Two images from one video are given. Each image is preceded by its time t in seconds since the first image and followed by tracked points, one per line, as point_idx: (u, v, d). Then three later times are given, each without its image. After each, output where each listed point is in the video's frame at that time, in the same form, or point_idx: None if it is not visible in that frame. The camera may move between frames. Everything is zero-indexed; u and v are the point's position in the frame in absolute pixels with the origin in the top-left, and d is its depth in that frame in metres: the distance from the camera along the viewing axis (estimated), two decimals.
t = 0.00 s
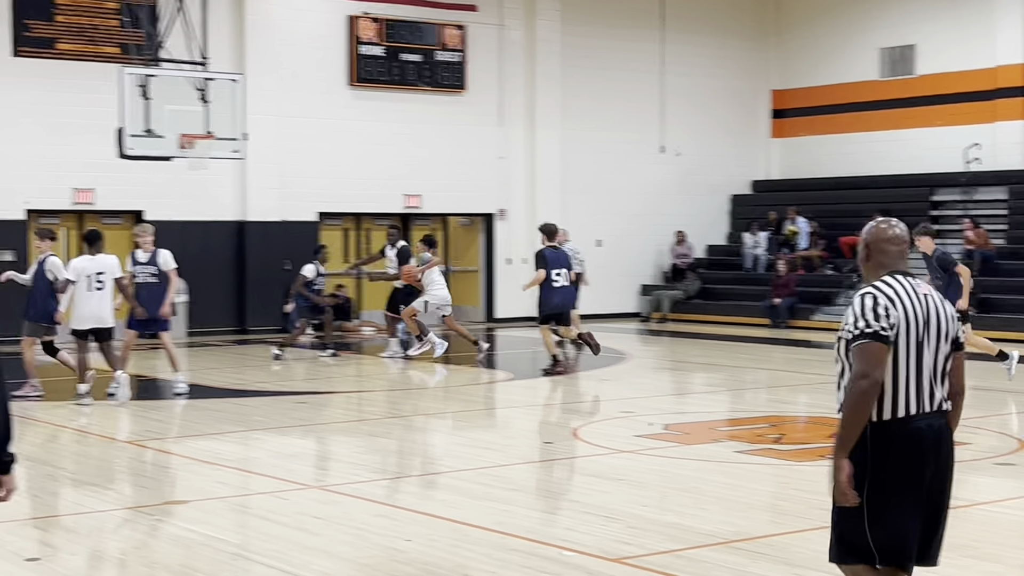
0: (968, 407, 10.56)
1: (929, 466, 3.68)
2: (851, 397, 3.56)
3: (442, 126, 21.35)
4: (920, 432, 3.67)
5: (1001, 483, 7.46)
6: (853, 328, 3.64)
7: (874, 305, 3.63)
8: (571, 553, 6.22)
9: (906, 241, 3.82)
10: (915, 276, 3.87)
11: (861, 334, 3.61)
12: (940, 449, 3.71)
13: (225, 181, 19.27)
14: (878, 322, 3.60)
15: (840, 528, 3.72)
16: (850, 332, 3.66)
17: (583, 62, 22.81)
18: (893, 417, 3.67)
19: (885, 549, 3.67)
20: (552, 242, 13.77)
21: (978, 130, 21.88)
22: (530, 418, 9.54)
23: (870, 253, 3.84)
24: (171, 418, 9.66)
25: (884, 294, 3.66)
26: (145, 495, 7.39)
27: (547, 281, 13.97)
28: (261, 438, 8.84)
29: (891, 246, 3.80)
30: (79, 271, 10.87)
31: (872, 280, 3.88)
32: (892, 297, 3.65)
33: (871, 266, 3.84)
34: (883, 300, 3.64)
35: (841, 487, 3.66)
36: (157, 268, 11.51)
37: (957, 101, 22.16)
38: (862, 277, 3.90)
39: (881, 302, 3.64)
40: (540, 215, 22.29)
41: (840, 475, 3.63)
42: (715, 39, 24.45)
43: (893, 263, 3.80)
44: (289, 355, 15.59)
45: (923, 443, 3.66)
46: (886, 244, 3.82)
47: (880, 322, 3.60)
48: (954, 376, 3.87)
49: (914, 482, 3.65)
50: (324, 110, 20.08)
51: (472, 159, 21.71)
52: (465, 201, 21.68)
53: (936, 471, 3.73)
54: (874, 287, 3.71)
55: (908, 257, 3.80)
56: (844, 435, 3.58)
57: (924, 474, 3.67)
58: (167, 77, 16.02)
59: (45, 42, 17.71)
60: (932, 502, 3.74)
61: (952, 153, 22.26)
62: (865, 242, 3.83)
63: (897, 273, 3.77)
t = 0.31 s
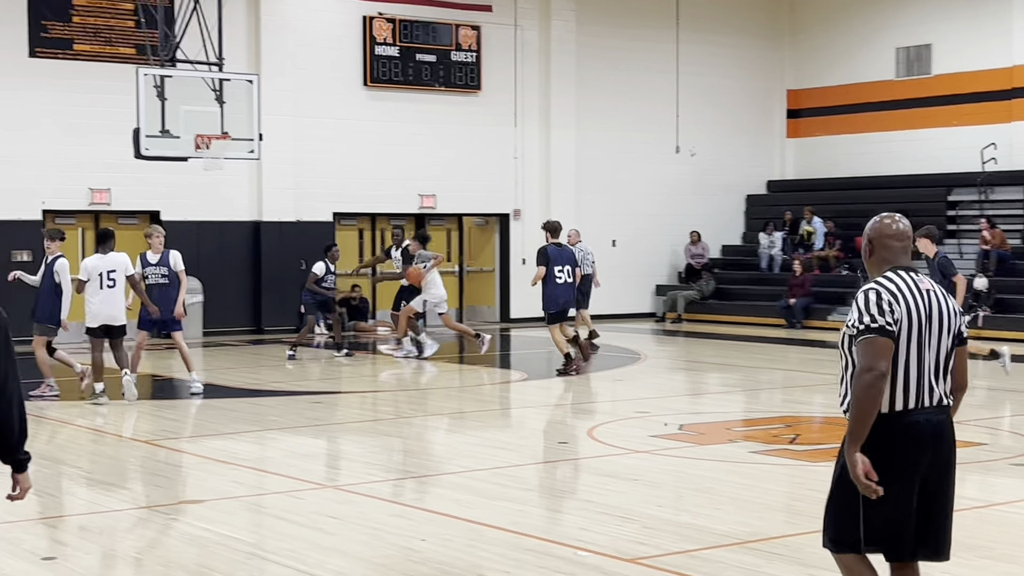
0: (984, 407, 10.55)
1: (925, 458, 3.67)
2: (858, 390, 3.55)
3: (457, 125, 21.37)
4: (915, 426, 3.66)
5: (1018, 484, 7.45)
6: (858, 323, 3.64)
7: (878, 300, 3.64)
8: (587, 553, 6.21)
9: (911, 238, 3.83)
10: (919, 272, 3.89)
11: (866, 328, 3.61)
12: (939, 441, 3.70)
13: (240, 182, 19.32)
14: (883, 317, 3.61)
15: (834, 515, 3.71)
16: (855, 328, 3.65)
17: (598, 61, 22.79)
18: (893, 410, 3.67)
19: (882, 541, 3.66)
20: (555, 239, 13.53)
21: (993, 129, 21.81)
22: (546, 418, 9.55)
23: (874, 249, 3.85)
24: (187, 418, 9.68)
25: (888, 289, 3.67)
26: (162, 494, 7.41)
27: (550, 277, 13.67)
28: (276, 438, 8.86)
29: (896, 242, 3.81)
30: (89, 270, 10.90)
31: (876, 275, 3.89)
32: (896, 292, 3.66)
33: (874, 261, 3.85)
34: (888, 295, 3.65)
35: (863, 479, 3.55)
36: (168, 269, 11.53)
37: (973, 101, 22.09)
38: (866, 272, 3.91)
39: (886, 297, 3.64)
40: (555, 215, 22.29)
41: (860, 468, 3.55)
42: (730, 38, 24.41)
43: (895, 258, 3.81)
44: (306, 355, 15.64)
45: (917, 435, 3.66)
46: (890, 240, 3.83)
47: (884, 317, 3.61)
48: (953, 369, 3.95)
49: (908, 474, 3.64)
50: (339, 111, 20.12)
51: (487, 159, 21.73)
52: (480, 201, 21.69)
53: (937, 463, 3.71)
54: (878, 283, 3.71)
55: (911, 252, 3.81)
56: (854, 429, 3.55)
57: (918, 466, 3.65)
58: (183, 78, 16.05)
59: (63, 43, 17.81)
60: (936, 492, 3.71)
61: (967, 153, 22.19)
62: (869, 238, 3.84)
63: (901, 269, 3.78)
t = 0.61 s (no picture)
0: (1003, 408, 10.53)
1: (922, 454, 3.72)
2: (862, 387, 3.61)
3: (474, 125, 21.38)
4: (909, 422, 3.71)
5: None
6: (858, 320, 3.71)
7: (878, 297, 3.71)
8: (603, 553, 6.21)
9: (909, 234, 3.89)
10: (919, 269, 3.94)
11: (866, 325, 3.68)
12: (935, 437, 3.74)
13: (257, 182, 19.35)
14: (883, 313, 3.68)
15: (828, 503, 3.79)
16: (855, 324, 3.72)
17: (614, 61, 22.76)
18: (889, 404, 3.73)
19: (874, 528, 3.77)
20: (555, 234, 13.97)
21: (1012, 129, 21.70)
22: (562, 418, 9.56)
23: (873, 246, 3.92)
24: (203, 418, 9.71)
25: (886, 286, 3.73)
26: (178, 494, 7.43)
27: (548, 271, 14.17)
28: (293, 437, 8.88)
29: (894, 239, 3.88)
30: (100, 269, 10.91)
31: (876, 273, 3.96)
32: (896, 289, 3.73)
33: (874, 259, 3.91)
34: (887, 291, 3.72)
35: (866, 473, 3.63)
36: (179, 268, 11.56)
37: (992, 101, 21.99)
38: (866, 271, 3.98)
39: (885, 293, 3.71)
40: (572, 215, 22.28)
41: (867, 465, 3.61)
42: (747, 38, 24.37)
43: (894, 256, 3.88)
44: (324, 355, 15.68)
45: (911, 432, 3.71)
46: (889, 237, 3.90)
47: (884, 313, 3.68)
48: (951, 365, 3.87)
49: (902, 469, 3.71)
50: (356, 111, 20.15)
51: (504, 159, 21.74)
52: (496, 201, 21.70)
53: (934, 456, 3.76)
54: (877, 280, 3.78)
55: (909, 250, 3.88)
56: (862, 426, 3.61)
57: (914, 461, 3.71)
58: (201, 79, 16.10)
59: (81, 43, 17.88)
60: (935, 486, 3.76)
61: (986, 152, 22.09)
62: (867, 235, 3.90)
63: (900, 265, 3.84)
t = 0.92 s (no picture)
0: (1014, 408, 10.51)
1: (918, 457, 3.72)
2: (858, 389, 3.61)
3: (483, 125, 21.39)
4: (905, 421, 3.72)
5: None
6: (855, 322, 3.71)
7: (874, 299, 3.71)
8: (612, 553, 6.21)
9: (905, 236, 3.89)
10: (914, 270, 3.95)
11: (863, 327, 3.68)
12: (932, 438, 3.74)
13: (267, 182, 19.38)
14: (879, 315, 3.68)
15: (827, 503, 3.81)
16: (852, 327, 3.73)
17: (624, 61, 22.74)
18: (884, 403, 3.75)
19: (874, 528, 3.77)
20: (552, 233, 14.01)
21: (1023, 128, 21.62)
22: (572, 418, 9.56)
23: (869, 247, 3.92)
24: (213, 418, 9.73)
25: (882, 288, 3.74)
26: (188, 494, 7.44)
27: (545, 271, 14.17)
28: (303, 437, 8.89)
29: (890, 240, 3.88)
30: (108, 269, 11.01)
31: (871, 274, 3.96)
32: (891, 291, 3.73)
33: (870, 260, 3.91)
34: (883, 294, 3.72)
35: (862, 474, 3.64)
36: (185, 267, 11.58)
37: (1004, 100, 21.92)
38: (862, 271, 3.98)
39: (881, 296, 3.71)
40: (582, 215, 22.26)
41: (863, 468, 3.62)
42: (757, 38, 24.35)
43: (891, 257, 3.88)
44: (334, 355, 15.70)
45: (908, 432, 3.71)
46: (885, 239, 3.90)
47: (881, 315, 3.68)
48: (948, 365, 3.92)
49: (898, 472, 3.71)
50: (366, 111, 20.17)
51: (514, 159, 21.75)
52: (506, 201, 21.70)
53: (933, 458, 3.76)
54: (872, 282, 3.78)
55: (905, 251, 3.88)
56: (859, 428, 3.62)
57: (911, 463, 3.71)
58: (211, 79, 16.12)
59: (91, 43, 17.92)
60: (933, 489, 3.76)
61: (997, 152, 22.03)
62: (864, 237, 3.90)
63: (895, 267, 3.84)
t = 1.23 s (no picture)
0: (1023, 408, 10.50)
1: (915, 458, 3.74)
2: (850, 393, 3.63)
3: (492, 125, 21.40)
4: (901, 423, 3.74)
5: None
6: (848, 326, 3.73)
7: (867, 304, 3.72)
8: (621, 553, 6.21)
9: (900, 238, 3.89)
10: (909, 272, 3.95)
11: (856, 331, 3.70)
12: (929, 438, 3.76)
13: (276, 182, 19.40)
14: (872, 320, 3.69)
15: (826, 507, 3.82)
16: (845, 331, 3.75)
17: (633, 61, 22.73)
18: (880, 405, 3.76)
19: (873, 530, 3.78)
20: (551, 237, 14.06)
21: None
22: (583, 418, 9.56)
23: (864, 250, 3.92)
24: (224, 418, 9.74)
25: (874, 292, 3.76)
26: (197, 494, 7.44)
27: (544, 275, 14.19)
28: (312, 437, 8.89)
29: (885, 243, 3.89)
30: (117, 270, 11.01)
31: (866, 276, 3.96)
32: (885, 294, 3.75)
33: (864, 263, 3.92)
34: (876, 298, 3.74)
35: (850, 479, 3.67)
36: (191, 266, 11.58)
37: (1014, 100, 21.87)
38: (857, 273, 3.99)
39: (874, 300, 3.73)
40: (591, 215, 22.25)
41: (853, 471, 3.65)
42: (766, 38, 24.32)
43: (885, 260, 3.89)
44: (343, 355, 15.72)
45: (903, 434, 3.73)
46: (880, 242, 3.90)
47: (873, 319, 3.69)
48: (944, 366, 3.94)
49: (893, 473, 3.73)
50: (376, 111, 20.19)
51: (523, 159, 21.76)
52: (515, 201, 21.71)
53: (929, 459, 3.77)
54: (865, 286, 3.80)
55: (900, 253, 3.89)
56: (850, 431, 3.63)
57: (908, 463, 3.73)
58: (220, 79, 16.13)
59: (101, 43, 17.96)
60: (932, 491, 3.77)
61: (1008, 152, 21.98)
62: (858, 240, 3.91)
63: (888, 271, 3.85)
